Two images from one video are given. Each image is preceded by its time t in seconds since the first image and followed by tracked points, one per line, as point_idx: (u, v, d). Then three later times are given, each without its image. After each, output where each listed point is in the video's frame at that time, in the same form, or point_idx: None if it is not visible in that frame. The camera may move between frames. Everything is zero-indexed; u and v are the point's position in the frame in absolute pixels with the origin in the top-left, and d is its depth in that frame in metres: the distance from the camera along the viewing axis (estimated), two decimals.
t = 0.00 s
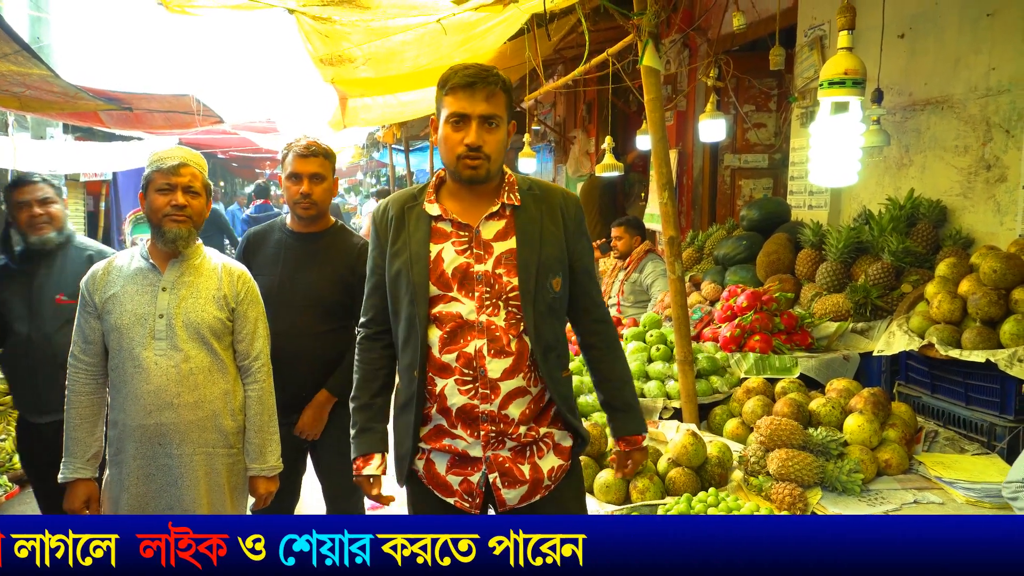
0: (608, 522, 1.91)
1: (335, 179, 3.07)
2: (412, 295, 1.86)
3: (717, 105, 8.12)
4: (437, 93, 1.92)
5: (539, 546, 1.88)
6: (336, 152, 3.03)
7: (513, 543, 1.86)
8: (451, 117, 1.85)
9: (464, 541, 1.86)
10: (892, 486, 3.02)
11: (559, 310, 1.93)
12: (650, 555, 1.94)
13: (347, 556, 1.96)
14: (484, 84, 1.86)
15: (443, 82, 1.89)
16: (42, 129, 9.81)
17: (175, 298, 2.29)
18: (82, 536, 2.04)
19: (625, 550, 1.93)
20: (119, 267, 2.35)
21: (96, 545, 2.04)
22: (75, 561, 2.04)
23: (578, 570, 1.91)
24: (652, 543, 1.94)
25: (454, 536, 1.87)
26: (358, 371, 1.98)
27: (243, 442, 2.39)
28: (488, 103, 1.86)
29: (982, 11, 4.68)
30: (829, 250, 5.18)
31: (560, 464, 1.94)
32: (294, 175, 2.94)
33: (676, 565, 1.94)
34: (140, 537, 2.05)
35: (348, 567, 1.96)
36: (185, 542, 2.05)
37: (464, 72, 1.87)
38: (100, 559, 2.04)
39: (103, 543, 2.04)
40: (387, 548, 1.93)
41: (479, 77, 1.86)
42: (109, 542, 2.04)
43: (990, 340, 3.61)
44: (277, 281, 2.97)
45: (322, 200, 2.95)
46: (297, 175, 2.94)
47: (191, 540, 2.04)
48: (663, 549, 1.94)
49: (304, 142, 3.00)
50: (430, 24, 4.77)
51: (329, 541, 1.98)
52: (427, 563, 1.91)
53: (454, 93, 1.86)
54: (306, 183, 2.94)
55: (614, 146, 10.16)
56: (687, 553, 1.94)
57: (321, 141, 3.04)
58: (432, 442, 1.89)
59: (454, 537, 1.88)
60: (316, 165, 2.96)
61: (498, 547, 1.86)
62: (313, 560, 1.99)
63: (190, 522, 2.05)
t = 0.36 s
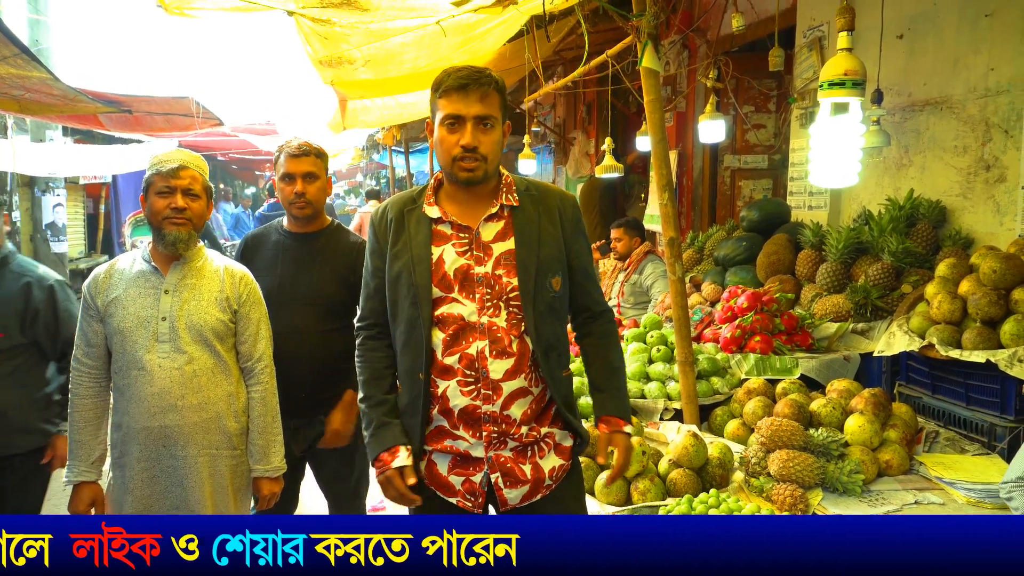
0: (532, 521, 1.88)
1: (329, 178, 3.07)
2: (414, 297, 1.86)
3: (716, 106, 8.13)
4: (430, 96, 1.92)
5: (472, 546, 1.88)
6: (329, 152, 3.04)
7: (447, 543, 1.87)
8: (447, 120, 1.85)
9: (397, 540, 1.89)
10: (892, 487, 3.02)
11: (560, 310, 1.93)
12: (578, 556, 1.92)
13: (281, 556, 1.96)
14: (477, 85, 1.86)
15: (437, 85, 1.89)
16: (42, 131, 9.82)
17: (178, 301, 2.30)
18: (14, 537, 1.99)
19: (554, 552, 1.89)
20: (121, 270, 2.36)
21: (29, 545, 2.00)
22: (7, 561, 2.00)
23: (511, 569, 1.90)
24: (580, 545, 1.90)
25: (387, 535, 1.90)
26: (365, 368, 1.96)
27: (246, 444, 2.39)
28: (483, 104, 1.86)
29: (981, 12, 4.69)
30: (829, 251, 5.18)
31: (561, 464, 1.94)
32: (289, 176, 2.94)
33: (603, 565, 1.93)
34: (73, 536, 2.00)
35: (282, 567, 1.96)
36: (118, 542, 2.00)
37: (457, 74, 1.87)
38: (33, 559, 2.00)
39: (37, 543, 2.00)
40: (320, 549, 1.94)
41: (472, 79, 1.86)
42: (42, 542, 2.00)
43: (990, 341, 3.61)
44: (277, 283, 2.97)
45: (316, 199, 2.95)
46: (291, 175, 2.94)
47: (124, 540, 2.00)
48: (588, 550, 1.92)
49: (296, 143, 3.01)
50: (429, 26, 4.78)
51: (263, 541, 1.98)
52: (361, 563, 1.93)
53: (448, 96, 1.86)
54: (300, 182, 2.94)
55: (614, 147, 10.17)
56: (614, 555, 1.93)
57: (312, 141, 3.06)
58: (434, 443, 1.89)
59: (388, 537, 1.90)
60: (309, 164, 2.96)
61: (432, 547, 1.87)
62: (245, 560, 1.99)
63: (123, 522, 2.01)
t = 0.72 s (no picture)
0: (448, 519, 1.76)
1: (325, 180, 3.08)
2: (416, 297, 1.86)
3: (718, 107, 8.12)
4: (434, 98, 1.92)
5: (406, 546, 1.77)
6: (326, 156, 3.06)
7: (380, 543, 1.78)
8: (451, 122, 1.85)
9: (330, 541, 1.79)
10: (894, 489, 3.02)
11: (562, 311, 1.93)
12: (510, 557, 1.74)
13: (216, 556, 1.83)
14: (481, 88, 1.86)
15: (441, 87, 1.89)
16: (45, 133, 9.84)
17: (180, 302, 2.30)
18: None
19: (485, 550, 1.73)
20: (123, 272, 2.36)
21: None
22: None
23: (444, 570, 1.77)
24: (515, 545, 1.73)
25: (320, 535, 1.78)
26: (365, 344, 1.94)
27: (248, 445, 2.40)
28: (487, 107, 1.86)
29: (983, 14, 4.68)
30: (830, 253, 5.18)
31: (563, 464, 1.95)
32: (286, 177, 2.95)
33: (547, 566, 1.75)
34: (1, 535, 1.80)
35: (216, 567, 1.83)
36: (50, 542, 1.81)
37: (461, 77, 1.87)
38: None
39: None
40: (255, 549, 1.81)
41: (476, 82, 1.86)
42: None
43: (992, 343, 3.60)
44: (277, 285, 2.98)
45: (314, 199, 2.96)
46: (288, 176, 2.96)
47: (57, 540, 1.82)
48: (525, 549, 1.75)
49: (293, 144, 3.05)
50: (431, 28, 4.79)
51: (197, 540, 1.84)
52: (294, 564, 1.80)
53: (452, 99, 1.86)
54: (297, 184, 2.95)
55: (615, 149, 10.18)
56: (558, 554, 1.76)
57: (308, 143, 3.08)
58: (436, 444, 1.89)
59: (320, 537, 1.79)
60: (306, 165, 2.98)
61: (366, 547, 1.78)
62: (178, 560, 1.85)
63: (56, 521, 1.82)
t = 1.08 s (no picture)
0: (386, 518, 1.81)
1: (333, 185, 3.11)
2: (420, 300, 1.87)
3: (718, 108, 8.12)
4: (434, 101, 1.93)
5: (339, 546, 1.83)
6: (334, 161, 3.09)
7: (313, 543, 1.85)
8: (450, 124, 1.85)
9: (263, 541, 1.86)
10: (896, 489, 3.01)
11: (566, 312, 1.93)
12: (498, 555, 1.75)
13: (147, 556, 1.90)
14: (479, 89, 1.86)
15: (440, 90, 1.89)
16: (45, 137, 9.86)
17: (178, 305, 2.30)
18: None
19: (444, 548, 1.75)
20: (121, 275, 2.36)
21: None
22: None
23: (377, 570, 1.82)
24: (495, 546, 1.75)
25: (252, 536, 1.86)
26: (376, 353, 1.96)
27: (247, 447, 2.40)
28: (485, 108, 1.86)
29: (982, 14, 4.68)
30: (830, 253, 5.18)
31: (568, 466, 1.94)
32: (296, 179, 2.96)
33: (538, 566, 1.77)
34: None
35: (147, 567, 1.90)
36: None
37: (459, 79, 1.87)
38: None
39: None
40: (187, 549, 1.90)
41: (474, 83, 1.86)
42: None
43: (993, 342, 3.60)
44: (279, 287, 2.97)
45: (322, 204, 2.98)
46: (299, 178, 2.97)
47: None
48: (524, 547, 1.76)
49: (304, 148, 3.07)
50: (430, 31, 4.80)
51: (130, 541, 1.91)
52: (226, 563, 1.89)
53: (450, 101, 1.86)
54: (308, 187, 2.96)
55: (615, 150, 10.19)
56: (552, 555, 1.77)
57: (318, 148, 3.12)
58: (441, 446, 1.89)
59: (253, 537, 1.87)
60: (317, 169, 3.01)
61: (299, 547, 1.85)
62: (110, 560, 1.91)
63: None
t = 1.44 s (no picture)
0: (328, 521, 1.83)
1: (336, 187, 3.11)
2: (426, 299, 1.87)
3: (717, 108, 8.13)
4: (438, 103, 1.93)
5: (271, 546, 1.87)
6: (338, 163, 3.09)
7: (245, 543, 1.91)
8: (454, 127, 1.86)
9: (197, 541, 1.92)
10: (896, 490, 3.01)
11: (572, 312, 1.93)
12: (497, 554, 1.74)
13: (79, 556, 1.93)
14: (481, 91, 1.86)
15: (443, 93, 1.89)
16: (46, 140, 9.88)
17: (176, 306, 2.30)
18: None
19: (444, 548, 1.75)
20: (120, 276, 2.36)
21: None
22: None
23: (310, 570, 1.85)
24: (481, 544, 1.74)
25: (185, 536, 1.92)
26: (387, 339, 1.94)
27: (245, 449, 2.39)
28: (488, 109, 1.86)
29: (980, 14, 4.69)
30: (830, 254, 5.18)
31: (574, 469, 1.93)
32: (300, 182, 2.97)
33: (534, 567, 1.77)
34: None
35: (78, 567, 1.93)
36: None
37: (461, 81, 1.87)
38: None
39: None
40: (119, 549, 1.93)
41: (476, 84, 1.86)
42: None
43: (993, 342, 3.60)
44: (281, 289, 2.97)
45: (326, 206, 2.98)
46: (302, 181, 2.98)
47: None
48: (524, 548, 1.75)
49: (307, 150, 3.08)
50: (430, 32, 4.81)
51: (61, 541, 1.93)
52: (159, 563, 1.93)
53: (453, 104, 1.86)
54: (311, 190, 2.97)
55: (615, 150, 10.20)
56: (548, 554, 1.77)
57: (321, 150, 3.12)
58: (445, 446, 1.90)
59: (186, 537, 1.93)
60: (320, 172, 3.01)
61: (231, 547, 1.92)
62: (42, 560, 1.93)
63: None
